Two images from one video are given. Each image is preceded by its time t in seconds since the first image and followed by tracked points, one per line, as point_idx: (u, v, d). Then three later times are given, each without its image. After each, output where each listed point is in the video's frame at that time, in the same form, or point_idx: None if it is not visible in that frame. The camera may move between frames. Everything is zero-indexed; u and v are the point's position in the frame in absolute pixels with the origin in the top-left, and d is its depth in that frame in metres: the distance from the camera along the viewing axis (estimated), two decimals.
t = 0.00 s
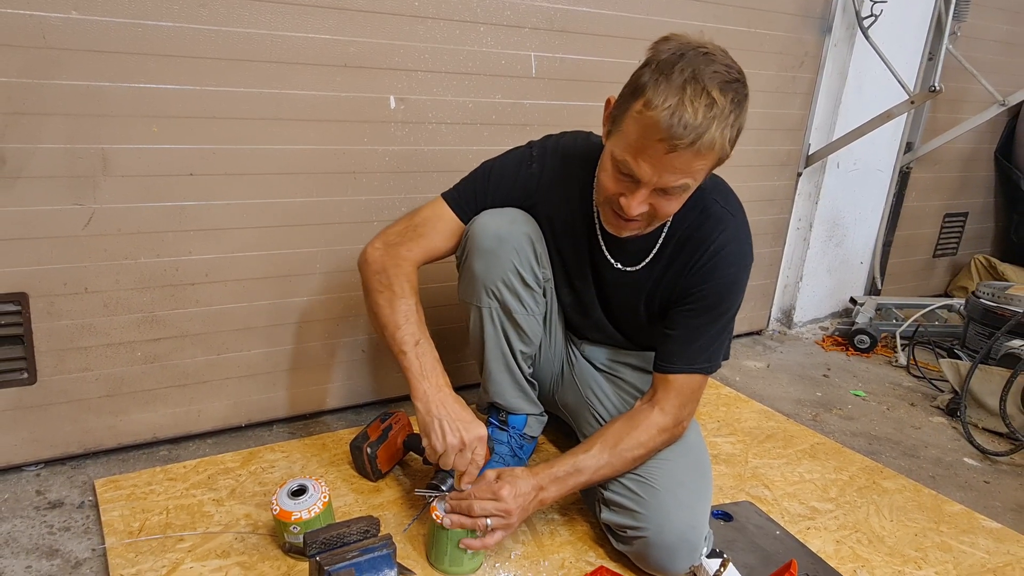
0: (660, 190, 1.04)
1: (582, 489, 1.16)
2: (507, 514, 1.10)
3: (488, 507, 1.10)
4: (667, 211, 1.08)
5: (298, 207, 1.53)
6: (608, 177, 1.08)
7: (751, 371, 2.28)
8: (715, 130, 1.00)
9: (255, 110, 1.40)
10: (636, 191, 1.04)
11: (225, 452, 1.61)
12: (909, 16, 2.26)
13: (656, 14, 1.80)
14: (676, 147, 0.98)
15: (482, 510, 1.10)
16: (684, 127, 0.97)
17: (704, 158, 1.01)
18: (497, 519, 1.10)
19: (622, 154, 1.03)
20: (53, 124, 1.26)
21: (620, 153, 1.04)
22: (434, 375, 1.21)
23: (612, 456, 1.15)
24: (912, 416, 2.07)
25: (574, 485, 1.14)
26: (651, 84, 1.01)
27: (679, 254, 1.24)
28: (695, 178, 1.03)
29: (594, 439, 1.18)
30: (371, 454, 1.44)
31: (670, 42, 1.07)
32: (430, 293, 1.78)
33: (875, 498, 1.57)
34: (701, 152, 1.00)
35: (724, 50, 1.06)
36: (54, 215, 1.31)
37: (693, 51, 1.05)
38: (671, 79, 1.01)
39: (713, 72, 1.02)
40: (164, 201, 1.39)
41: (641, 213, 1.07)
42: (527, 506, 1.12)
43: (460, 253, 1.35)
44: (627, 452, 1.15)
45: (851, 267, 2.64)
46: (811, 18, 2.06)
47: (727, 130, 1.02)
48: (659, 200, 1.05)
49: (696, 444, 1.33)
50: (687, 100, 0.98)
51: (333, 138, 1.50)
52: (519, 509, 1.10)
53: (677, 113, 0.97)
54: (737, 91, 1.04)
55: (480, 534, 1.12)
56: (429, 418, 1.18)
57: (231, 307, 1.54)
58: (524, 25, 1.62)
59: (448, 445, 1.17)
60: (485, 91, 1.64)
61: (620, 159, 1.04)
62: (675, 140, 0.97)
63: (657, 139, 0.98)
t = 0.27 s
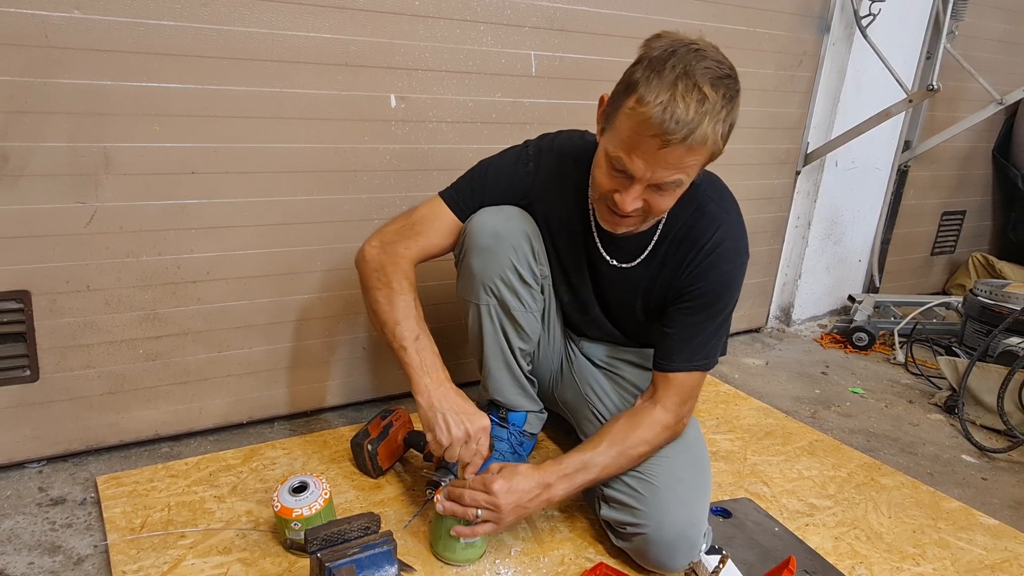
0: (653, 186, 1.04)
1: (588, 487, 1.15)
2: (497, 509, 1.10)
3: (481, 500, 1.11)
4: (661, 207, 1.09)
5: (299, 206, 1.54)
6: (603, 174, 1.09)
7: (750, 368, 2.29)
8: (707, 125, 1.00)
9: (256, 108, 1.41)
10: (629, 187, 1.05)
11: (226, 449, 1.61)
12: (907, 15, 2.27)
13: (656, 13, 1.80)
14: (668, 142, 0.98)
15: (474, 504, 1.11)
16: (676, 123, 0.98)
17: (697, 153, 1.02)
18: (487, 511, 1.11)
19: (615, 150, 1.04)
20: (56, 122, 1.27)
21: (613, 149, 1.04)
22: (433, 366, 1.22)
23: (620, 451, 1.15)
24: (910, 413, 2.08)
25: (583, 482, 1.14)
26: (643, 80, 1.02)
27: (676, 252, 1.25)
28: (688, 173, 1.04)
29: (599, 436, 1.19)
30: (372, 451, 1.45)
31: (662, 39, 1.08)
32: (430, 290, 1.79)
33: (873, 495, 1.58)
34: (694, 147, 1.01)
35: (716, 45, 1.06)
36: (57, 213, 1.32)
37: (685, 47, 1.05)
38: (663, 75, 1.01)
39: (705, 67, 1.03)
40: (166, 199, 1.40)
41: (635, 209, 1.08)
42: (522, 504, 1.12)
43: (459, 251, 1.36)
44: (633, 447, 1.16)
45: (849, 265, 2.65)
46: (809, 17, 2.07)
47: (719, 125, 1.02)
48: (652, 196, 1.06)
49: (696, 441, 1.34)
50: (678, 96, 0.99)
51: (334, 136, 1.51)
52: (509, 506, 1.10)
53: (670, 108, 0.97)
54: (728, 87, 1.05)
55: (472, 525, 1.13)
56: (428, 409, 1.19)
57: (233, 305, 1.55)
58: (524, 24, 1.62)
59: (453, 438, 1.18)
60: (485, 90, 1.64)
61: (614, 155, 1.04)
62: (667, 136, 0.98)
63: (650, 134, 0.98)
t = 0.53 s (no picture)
0: (649, 179, 1.04)
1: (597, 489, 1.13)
2: (505, 516, 1.04)
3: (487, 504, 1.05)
4: (657, 202, 1.08)
5: (300, 204, 1.54)
6: (599, 169, 1.09)
7: (749, 365, 2.29)
8: (702, 117, 1.01)
9: (257, 107, 1.42)
10: (626, 180, 1.05)
11: (227, 447, 1.62)
12: (906, 14, 2.27)
13: (655, 12, 1.81)
14: (663, 133, 0.99)
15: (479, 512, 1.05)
16: (670, 114, 0.98)
17: (692, 145, 1.02)
18: (494, 520, 1.05)
19: (611, 143, 1.04)
20: (59, 121, 1.27)
21: (609, 143, 1.05)
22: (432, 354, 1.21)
23: (629, 453, 1.13)
24: (907, 410, 2.09)
25: (592, 485, 1.11)
26: (637, 73, 1.03)
27: (673, 249, 1.25)
28: (685, 165, 1.03)
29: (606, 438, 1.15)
30: (373, 448, 1.46)
31: (656, 36, 1.10)
32: (430, 288, 1.80)
33: (872, 491, 1.59)
34: (689, 138, 1.01)
35: (709, 41, 1.08)
36: (59, 211, 1.33)
37: (678, 41, 1.07)
38: (657, 69, 1.02)
39: (698, 61, 1.04)
40: (168, 197, 1.41)
41: (631, 203, 1.07)
42: (530, 511, 1.07)
43: (459, 249, 1.37)
44: (640, 448, 1.14)
45: (848, 263, 2.66)
46: (808, 16, 2.07)
47: (714, 118, 1.03)
48: (648, 189, 1.05)
49: (695, 438, 1.35)
50: (672, 88, 1.00)
51: (335, 135, 1.52)
52: (519, 514, 1.05)
53: (663, 99, 0.98)
54: (722, 80, 1.06)
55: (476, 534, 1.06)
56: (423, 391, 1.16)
57: (235, 303, 1.56)
58: (524, 23, 1.63)
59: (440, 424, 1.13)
60: (485, 88, 1.65)
61: (609, 149, 1.04)
62: (662, 127, 0.98)
63: (644, 126, 0.99)
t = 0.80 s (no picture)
0: (640, 174, 1.04)
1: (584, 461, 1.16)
2: (501, 479, 1.10)
3: (484, 469, 1.10)
4: (649, 197, 1.09)
5: (301, 202, 1.55)
6: (591, 164, 1.10)
7: (748, 363, 2.30)
8: (692, 112, 1.01)
9: (259, 105, 1.42)
10: (617, 175, 1.05)
11: (229, 444, 1.63)
12: (904, 14, 2.28)
13: (655, 11, 1.82)
14: (653, 128, 0.99)
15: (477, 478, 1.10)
16: (660, 109, 0.99)
17: (683, 140, 1.02)
18: (491, 484, 1.11)
19: (602, 139, 1.05)
20: (61, 119, 1.28)
21: (600, 138, 1.05)
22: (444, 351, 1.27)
23: (622, 431, 1.16)
24: (906, 407, 2.09)
25: (578, 456, 1.14)
26: (629, 69, 1.04)
27: (669, 247, 1.26)
28: (676, 161, 1.04)
29: (603, 415, 1.19)
30: (373, 445, 1.47)
31: (649, 33, 1.11)
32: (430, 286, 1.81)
33: (870, 488, 1.60)
34: (679, 133, 1.01)
35: (702, 39, 1.09)
36: (61, 209, 1.34)
37: (671, 38, 1.08)
38: (648, 65, 1.04)
39: (690, 57, 1.05)
40: (170, 195, 1.42)
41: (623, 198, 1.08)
42: (522, 472, 1.12)
43: (465, 249, 1.38)
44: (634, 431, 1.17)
45: (846, 261, 2.66)
46: (806, 15, 2.08)
47: (705, 113, 1.03)
48: (640, 184, 1.06)
49: (696, 436, 1.35)
50: (663, 83, 1.01)
51: (336, 133, 1.52)
52: (513, 474, 1.10)
53: (654, 94, 0.99)
54: (714, 77, 1.06)
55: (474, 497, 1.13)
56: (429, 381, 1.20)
57: (236, 300, 1.57)
58: (524, 23, 1.64)
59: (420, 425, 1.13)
60: (486, 87, 1.65)
61: (601, 144, 1.05)
62: (652, 121, 0.99)
63: (635, 120, 1.00)
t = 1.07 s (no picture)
0: (649, 179, 1.06)
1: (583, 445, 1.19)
2: (502, 452, 1.13)
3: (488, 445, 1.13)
4: (656, 200, 1.10)
5: (302, 200, 1.55)
6: (600, 165, 1.10)
7: (747, 360, 2.31)
8: (704, 119, 1.02)
9: (260, 104, 1.43)
10: (626, 178, 1.06)
11: (230, 441, 1.64)
12: (902, 13, 2.28)
13: (654, 10, 1.82)
14: (665, 135, 1.00)
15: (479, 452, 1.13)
16: (673, 116, 1.00)
17: (693, 147, 1.03)
18: (493, 457, 1.14)
19: (613, 142, 1.05)
20: (63, 118, 1.28)
21: (611, 140, 1.06)
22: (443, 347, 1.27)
23: (621, 420, 1.18)
24: (904, 404, 2.10)
25: (579, 438, 1.17)
26: (642, 73, 1.04)
27: (672, 246, 1.27)
28: (685, 166, 1.05)
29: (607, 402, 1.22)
30: (374, 442, 1.47)
31: (663, 35, 1.10)
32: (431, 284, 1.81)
33: (868, 485, 1.61)
34: (690, 140, 1.02)
35: (715, 43, 1.09)
36: (63, 208, 1.34)
37: (685, 42, 1.08)
38: (662, 70, 1.04)
39: (703, 63, 1.05)
40: (172, 194, 1.42)
41: (630, 201, 1.09)
42: (524, 447, 1.15)
43: (469, 247, 1.39)
44: (634, 420, 1.18)
45: (845, 259, 2.67)
46: (806, 14, 2.08)
47: (716, 121, 1.04)
48: (648, 188, 1.07)
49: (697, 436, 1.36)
50: (676, 90, 1.01)
51: (337, 132, 1.53)
52: (513, 447, 1.13)
53: (667, 101, 0.99)
54: (726, 83, 1.07)
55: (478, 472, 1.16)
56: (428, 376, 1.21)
57: (238, 298, 1.58)
58: (524, 22, 1.64)
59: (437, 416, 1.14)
60: (486, 86, 1.66)
61: (611, 147, 1.06)
62: (664, 128, 0.99)
63: (647, 126, 1.00)
